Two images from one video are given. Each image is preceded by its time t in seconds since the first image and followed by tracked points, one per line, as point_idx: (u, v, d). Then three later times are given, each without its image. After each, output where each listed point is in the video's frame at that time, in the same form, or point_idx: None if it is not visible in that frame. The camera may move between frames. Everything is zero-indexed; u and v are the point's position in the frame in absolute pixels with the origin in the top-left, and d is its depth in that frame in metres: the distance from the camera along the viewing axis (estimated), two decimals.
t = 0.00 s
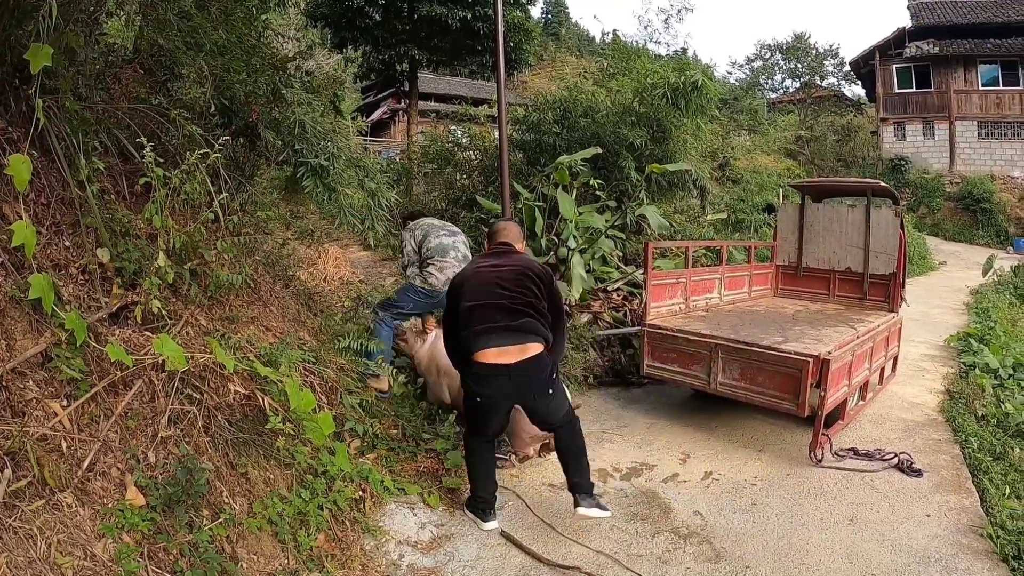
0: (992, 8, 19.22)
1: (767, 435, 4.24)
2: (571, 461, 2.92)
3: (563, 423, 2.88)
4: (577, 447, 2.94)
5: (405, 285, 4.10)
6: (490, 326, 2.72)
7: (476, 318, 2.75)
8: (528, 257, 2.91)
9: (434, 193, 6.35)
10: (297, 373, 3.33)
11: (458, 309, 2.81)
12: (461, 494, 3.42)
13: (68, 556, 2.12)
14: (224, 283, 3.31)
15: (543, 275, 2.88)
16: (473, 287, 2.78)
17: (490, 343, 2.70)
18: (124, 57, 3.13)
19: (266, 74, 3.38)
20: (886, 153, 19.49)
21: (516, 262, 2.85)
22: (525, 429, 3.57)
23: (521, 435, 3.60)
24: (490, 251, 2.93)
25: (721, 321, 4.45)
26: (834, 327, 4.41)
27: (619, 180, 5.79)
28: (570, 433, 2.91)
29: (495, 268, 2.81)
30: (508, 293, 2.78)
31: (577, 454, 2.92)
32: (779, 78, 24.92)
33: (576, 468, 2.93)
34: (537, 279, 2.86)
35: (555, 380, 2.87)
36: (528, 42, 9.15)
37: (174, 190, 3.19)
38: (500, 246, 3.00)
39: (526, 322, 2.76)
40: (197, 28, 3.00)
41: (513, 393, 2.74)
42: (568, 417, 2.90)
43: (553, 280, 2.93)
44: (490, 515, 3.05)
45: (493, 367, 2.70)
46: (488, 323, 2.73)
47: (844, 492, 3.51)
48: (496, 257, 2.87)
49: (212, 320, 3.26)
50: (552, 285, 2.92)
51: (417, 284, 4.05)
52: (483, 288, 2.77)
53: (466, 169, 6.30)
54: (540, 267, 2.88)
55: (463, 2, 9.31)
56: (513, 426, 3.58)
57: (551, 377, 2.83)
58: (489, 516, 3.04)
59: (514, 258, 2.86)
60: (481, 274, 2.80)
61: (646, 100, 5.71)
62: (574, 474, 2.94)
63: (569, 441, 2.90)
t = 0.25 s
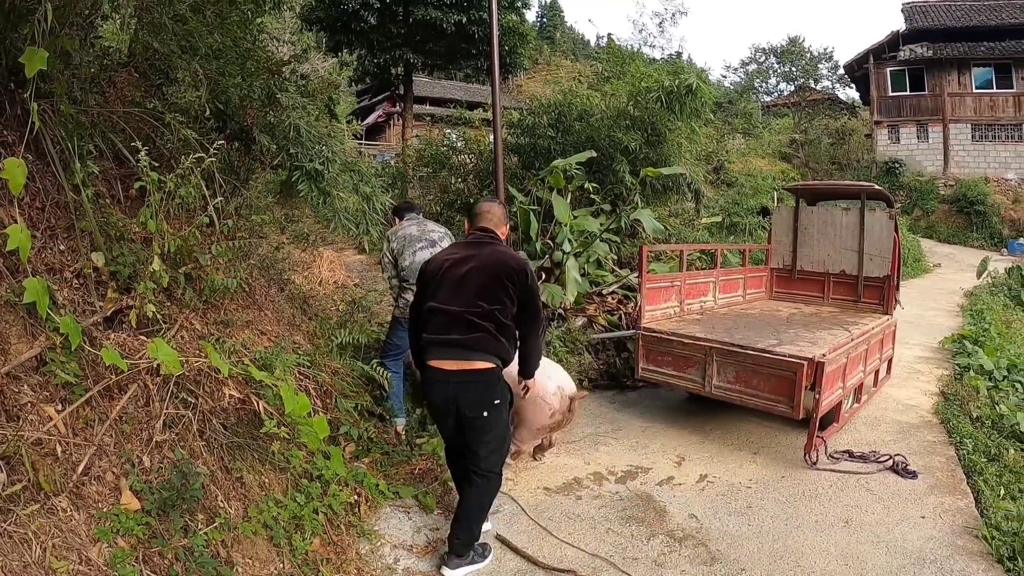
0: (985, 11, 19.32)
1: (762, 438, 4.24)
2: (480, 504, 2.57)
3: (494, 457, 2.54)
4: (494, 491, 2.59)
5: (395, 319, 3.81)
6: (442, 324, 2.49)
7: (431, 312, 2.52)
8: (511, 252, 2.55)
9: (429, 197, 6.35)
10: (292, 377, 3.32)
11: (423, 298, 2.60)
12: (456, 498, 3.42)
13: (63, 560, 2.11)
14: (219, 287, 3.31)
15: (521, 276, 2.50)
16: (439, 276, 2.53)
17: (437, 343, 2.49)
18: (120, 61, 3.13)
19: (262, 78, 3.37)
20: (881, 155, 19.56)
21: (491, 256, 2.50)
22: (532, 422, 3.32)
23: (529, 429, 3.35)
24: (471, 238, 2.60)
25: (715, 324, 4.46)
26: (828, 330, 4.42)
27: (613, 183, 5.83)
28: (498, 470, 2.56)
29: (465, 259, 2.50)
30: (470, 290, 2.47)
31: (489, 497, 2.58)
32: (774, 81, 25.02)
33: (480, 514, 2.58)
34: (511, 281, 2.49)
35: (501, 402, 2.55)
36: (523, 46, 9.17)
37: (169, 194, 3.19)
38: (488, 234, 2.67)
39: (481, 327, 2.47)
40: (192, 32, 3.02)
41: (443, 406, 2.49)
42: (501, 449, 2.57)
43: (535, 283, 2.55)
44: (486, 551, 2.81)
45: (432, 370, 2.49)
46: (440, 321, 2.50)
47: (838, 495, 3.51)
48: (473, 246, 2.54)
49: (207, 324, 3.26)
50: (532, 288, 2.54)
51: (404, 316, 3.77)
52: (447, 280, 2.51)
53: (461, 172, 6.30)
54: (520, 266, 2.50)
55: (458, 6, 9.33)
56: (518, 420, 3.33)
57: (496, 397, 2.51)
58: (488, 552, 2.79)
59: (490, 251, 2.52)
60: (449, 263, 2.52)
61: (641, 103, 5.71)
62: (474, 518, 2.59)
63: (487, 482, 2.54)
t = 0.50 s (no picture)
0: (980, 11, 19.38)
1: (758, 437, 4.25)
2: (457, 511, 2.52)
3: (466, 465, 2.47)
4: (471, 501, 2.53)
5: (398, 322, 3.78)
6: (413, 320, 2.47)
7: (404, 307, 2.50)
8: (487, 245, 2.46)
9: (425, 198, 6.36)
10: (288, 378, 3.33)
11: (401, 291, 2.58)
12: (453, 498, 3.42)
13: (60, 562, 2.11)
14: (215, 288, 3.31)
15: (494, 272, 2.41)
16: (414, 270, 2.51)
17: (407, 340, 2.47)
18: (115, 62, 3.08)
19: (257, 80, 3.40)
20: (877, 155, 19.60)
21: (464, 250, 2.43)
22: (546, 425, 3.38)
23: (543, 433, 3.41)
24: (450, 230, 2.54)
25: (711, 323, 4.48)
26: (824, 329, 4.43)
27: (609, 184, 5.84)
28: (473, 478, 2.49)
29: (438, 253, 2.46)
30: (441, 286, 2.43)
31: (465, 506, 2.52)
32: (770, 81, 25.06)
33: (460, 522, 2.54)
34: (484, 276, 2.41)
35: (473, 405, 2.47)
36: (518, 47, 9.18)
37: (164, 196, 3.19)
38: (470, 227, 2.60)
39: (450, 324, 2.42)
40: (188, 34, 3.00)
41: (411, 407, 2.45)
42: (474, 456, 2.49)
43: (513, 279, 2.44)
44: (483, 551, 2.80)
45: (401, 368, 2.47)
46: (411, 317, 2.47)
47: (834, 493, 3.52)
48: (448, 239, 2.49)
49: (203, 325, 3.26)
50: (508, 284, 2.44)
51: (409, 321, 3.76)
52: (421, 273, 2.48)
53: (456, 173, 6.31)
54: (494, 261, 2.41)
55: (454, 7, 9.33)
56: (532, 425, 3.39)
57: (466, 400, 2.44)
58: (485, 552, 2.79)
59: (465, 245, 2.45)
60: (423, 257, 2.49)
61: (636, 103, 5.71)
62: (455, 526, 2.55)
63: (461, 489, 2.48)
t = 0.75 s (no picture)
0: (984, 10, 19.32)
1: (758, 436, 4.26)
2: (447, 513, 2.50)
3: (452, 466, 2.44)
4: (460, 502, 2.51)
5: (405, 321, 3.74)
6: (389, 319, 2.42)
7: (382, 304, 2.46)
8: (463, 239, 2.35)
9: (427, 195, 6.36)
10: (289, 375, 3.34)
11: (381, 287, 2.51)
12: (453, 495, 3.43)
13: (62, 558, 2.12)
14: (217, 285, 3.32)
15: (468, 268, 2.29)
16: (390, 265, 2.44)
17: (385, 338, 2.43)
18: (117, 59, 3.10)
19: (259, 77, 3.40)
20: (879, 154, 19.59)
21: (438, 245, 2.34)
22: (559, 423, 3.38)
23: (557, 430, 3.41)
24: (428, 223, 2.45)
25: (712, 322, 4.48)
26: (825, 328, 4.44)
27: (611, 182, 5.83)
28: (460, 479, 2.47)
29: (412, 249, 2.39)
30: (415, 283, 2.36)
31: (454, 507, 2.50)
32: (772, 79, 25.02)
33: (454, 523, 2.54)
34: (458, 273, 2.31)
35: (454, 406, 2.40)
36: (521, 44, 9.16)
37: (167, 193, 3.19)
38: (449, 218, 2.49)
39: (425, 323, 2.35)
40: (190, 31, 3.00)
41: (390, 410, 2.41)
42: (460, 457, 2.45)
43: (489, 274, 2.30)
44: (484, 548, 2.82)
45: (380, 369, 2.43)
46: (387, 315, 2.42)
47: (835, 492, 3.53)
48: (424, 233, 2.40)
49: (205, 322, 3.26)
50: (484, 280, 2.30)
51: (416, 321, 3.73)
52: (398, 269, 2.42)
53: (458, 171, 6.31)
54: (467, 256, 2.30)
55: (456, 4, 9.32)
56: (546, 422, 3.40)
57: (446, 400, 2.38)
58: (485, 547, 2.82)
59: (441, 239, 2.36)
60: (400, 253, 2.42)
61: (638, 101, 5.71)
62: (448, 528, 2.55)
63: (450, 490, 2.47)
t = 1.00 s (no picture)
0: (981, 11, 19.36)
1: (755, 435, 4.27)
2: (443, 515, 2.49)
3: (444, 466, 2.43)
4: (455, 502, 2.49)
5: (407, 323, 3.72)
6: (369, 320, 2.40)
7: (363, 304, 2.44)
8: (436, 233, 2.29)
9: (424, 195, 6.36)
10: (287, 375, 3.34)
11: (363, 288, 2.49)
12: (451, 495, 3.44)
13: (60, 557, 2.12)
14: (215, 285, 3.32)
15: (440, 265, 2.23)
16: (368, 265, 2.42)
17: (368, 339, 2.42)
18: (115, 60, 3.11)
19: (257, 77, 3.40)
20: (877, 154, 19.61)
21: (411, 241, 2.29)
22: (564, 420, 3.39)
23: (561, 428, 3.42)
24: (402, 219, 2.40)
25: (709, 322, 4.49)
26: (822, 328, 4.44)
27: (608, 182, 5.83)
28: (453, 479, 2.46)
29: (386, 247, 2.35)
30: (390, 282, 2.32)
31: (449, 509, 2.49)
32: (770, 79, 25.03)
33: (450, 524, 2.53)
34: (432, 268, 2.25)
35: (440, 405, 2.38)
36: (518, 45, 9.17)
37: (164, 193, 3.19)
38: (423, 212, 2.43)
39: (402, 322, 2.32)
40: (187, 31, 3.00)
41: (378, 412, 2.40)
42: (451, 456, 2.44)
43: (460, 268, 2.22)
44: (484, 549, 2.82)
45: (365, 370, 2.42)
46: (368, 315, 2.41)
47: (831, 491, 3.54)
48: (397, 230, 2.35)
49: (202, 322, 3.27)
50: (457, 276, 2.22)
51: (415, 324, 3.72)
52: (374, 269, 2.39)
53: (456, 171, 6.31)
54: (438, 252, 2.24)
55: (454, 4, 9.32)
56: (550, 419, 3.41)
57: (431, 400, 2.35)
58: (485, 544, 2.84)
59: (412, 235, 2.30)
60: (375, 252, 2.39)
61: (635, 101, 5.73)
62: (445, 530, 2.54)
63: (443, 491, 2.46)
